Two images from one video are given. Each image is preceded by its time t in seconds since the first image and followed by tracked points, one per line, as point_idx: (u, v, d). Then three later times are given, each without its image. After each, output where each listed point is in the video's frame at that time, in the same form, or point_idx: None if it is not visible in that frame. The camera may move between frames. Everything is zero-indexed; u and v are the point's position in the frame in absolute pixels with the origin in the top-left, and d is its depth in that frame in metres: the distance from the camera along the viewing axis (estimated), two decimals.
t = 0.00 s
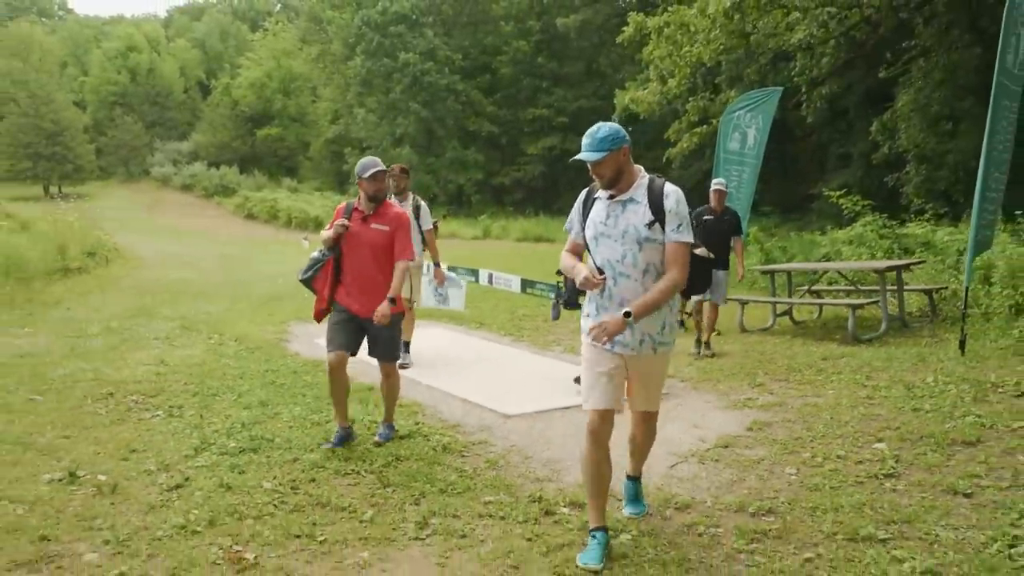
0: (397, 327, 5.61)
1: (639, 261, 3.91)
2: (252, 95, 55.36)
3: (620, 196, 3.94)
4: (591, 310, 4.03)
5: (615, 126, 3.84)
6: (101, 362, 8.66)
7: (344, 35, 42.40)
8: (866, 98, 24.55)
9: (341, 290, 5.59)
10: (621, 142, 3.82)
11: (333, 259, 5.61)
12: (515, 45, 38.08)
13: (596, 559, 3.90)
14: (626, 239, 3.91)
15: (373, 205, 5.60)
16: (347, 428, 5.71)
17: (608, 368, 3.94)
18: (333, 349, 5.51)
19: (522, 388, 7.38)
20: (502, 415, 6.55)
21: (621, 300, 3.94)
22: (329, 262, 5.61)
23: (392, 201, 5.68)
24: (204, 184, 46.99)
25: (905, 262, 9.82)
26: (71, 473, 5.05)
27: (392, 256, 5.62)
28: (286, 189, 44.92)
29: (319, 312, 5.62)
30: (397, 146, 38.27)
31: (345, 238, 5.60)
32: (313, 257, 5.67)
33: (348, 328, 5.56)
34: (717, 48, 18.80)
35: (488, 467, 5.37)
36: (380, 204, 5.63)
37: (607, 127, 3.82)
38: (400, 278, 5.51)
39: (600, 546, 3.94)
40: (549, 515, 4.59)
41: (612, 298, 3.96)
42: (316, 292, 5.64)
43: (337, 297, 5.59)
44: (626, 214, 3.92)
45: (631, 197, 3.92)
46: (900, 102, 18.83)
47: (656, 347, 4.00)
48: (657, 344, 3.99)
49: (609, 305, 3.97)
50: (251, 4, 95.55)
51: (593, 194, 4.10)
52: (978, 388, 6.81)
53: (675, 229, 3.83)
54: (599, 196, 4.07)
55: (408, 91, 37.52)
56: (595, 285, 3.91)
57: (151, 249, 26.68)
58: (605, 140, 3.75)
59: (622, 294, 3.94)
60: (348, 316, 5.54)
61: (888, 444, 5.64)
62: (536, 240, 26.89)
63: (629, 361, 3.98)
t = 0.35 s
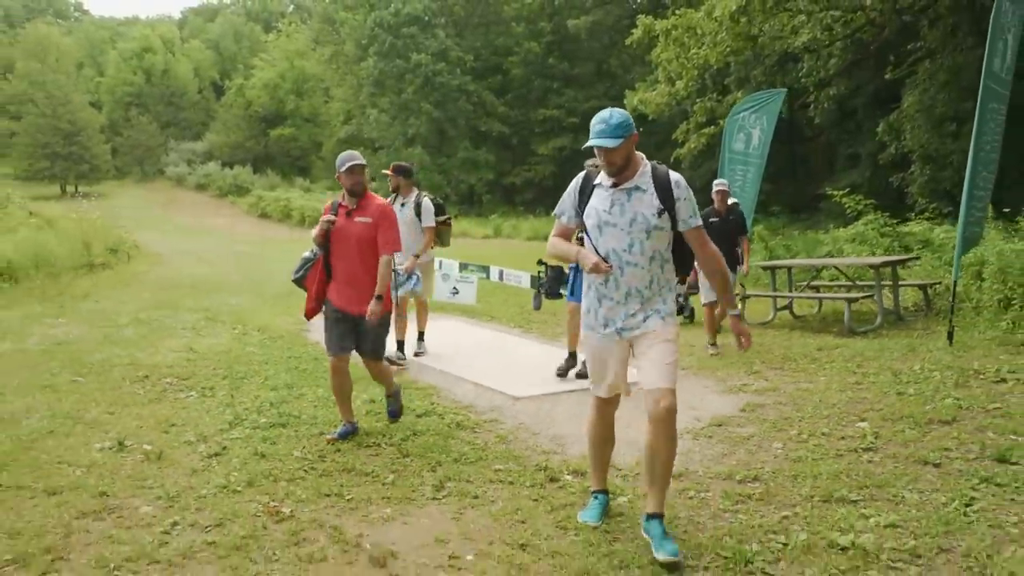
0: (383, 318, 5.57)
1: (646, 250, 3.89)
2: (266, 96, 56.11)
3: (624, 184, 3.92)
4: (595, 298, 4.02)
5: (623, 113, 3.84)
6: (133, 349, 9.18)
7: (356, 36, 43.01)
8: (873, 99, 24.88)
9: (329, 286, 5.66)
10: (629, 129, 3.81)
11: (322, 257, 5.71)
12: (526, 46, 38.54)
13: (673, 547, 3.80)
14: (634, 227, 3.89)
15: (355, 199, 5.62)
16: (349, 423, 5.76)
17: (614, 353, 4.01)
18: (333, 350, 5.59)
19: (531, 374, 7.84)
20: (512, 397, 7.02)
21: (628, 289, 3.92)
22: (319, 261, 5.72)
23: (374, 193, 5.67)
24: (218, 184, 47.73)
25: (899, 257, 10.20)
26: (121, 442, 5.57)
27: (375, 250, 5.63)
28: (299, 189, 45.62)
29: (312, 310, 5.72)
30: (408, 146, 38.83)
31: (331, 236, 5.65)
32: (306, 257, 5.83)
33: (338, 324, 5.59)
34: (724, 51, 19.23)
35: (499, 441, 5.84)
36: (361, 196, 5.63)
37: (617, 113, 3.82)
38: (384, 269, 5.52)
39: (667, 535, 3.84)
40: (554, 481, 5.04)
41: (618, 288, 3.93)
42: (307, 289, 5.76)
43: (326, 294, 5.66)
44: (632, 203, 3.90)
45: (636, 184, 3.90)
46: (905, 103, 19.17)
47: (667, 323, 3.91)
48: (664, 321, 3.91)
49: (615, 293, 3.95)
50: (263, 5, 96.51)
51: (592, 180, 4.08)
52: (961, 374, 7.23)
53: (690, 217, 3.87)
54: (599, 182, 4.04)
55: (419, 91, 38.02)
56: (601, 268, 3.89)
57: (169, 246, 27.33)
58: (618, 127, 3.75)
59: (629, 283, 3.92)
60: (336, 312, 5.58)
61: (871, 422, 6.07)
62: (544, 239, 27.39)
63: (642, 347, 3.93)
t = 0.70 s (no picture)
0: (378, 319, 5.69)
1: (663, 256, 3.93)
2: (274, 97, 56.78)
3: (644, 190, 3.95)
4: (612, 301, 4.06)
5: (648, 118, 3.88)
6: (156, 345, 9.70)
7: (364, 38, 43.55)
8: (873, 101, 25.28)
9: (328, 296, 5.78)
10: (651, 134, 3.87)
11: (318, 266, 5.76)
12: (532, 47, 38.99)
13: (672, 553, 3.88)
14: (652, 233, 3.92)
15: (347, 210, 5.76)
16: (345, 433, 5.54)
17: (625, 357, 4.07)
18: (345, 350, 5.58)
19: (533, 367, 8.35)
20: (515, 388, 7.54)
21: (643, 296, 3.95)
22: (314, 271, 5.76)
23: (366, 203, 5.81)
24: (226, 184, 48.39)
25: (885, 258, 10.67)
26: (157, 427, 6.12)
27: (373, 258, 5.76)
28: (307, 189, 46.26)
29: (312, 317, 5.79)
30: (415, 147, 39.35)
31: (327, 247, 5.74)
32: (298, 266, 5.79)
33: (337, 331, 5.75)
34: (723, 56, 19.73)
35: (502, 428, 6.35)
36: (353, 208, 5.77)
37: (639, 115, 3.87)
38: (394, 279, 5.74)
39: (668, 541, 3.91)
40: (551, 461, 5.55)
41: (634, 293, 3.97)
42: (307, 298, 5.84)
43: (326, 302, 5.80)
44: (651, 208, 3.93)
45: (656, 190, 3.94)
46: (902, 106, 19.60)
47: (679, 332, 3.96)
48: (677, 333, 3.95)
49: (631, 299, 3.99)
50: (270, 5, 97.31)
51: (612, 182, 4.14)
52: (935, 367, 7.72)
53: (707, 226, 3.93)
54: (619, 186, 4.06)
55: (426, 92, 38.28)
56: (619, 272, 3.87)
57: (179, 246, 27.87)
58: (638, 127, 3.79)
59: (644, 289, 3.95)
60: (335, 325, 5.74)
61: (846, 411, 6.58)
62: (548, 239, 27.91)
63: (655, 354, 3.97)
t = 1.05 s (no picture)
0: (346, 326, 5.88)
1: (631, 264, 3.89)
2: (274, 98, 57.29)
3: (616, 198, 3.91)
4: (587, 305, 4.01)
5: (620, 128, 3.83)
6: (165, 341, 10.18)
7: (363, 39, 44.01)
8: (864, 104, 25.77)
9: (305, 287, 5.98)
10: (619, 143, 3.82)
11: (298, 256, 6.00)
12: (530, 50, 39.37)
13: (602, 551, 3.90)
14: (619, 241, 3.89)
15: (333, 206, 5.95)
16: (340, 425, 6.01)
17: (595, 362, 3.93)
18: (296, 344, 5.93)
19: (522, 361, 8.86)
20: (506, 380, 8.07)
21: (611, 301, 3.91)
22: (295, 260, 6.00)
23: (354, 201, 6.00)
24: (226, 185, 48.89)
25: (860, 258, 11.20)
26: (174, 414, 6.64)
27: (352, 255, 5.94)
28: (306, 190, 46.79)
29: (285, 306, 6.01)
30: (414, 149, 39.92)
31: (308, 236, 5.97)
32: (283, 254, 6.06)
33: (312, 321, 5.94)
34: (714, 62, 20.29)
35: (493, 415, 6.88)
36: (340, 204, 5.97)
37: (608, 126, 3.83)
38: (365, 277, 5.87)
39: (636, 509, 4.39)
40: (536, 444, 6.07)
41: (603, 298, 3.92)
42: (283, 288, 6.04)
43: (302, 293, 5.98)
44: (621, 217, 3.89)
45: (627, 199, 3.89)
46: (890, 110, 20.10)
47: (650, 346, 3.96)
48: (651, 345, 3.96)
49: (602, 305, 3.94)
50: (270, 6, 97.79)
51: (592, 192, 4.08)
52: (900, 360, 8.26)
53: (667, 236, 3.77)
54: (598, 194, 4.03)
55: (425, 94, 39.18)
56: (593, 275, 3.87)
57: (180, 246, 28.37)
58: (602, 136, 3.77)
59: (613, 295, 3.91)
60: (309, 311, 5.93)
61: (811, 400, 7.10)
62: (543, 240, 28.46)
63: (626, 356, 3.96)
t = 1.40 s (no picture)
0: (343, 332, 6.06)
1: (599, 251, 3.96)
2: (274, 98, 57.72)
3: (580, 186, 4.00)
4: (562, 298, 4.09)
5: (575, 119, 3.91)
6: (175, 333, 10.63)
7: (363, 40, 44.47)
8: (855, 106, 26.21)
9: (284, 296, 5.93)
10: (577, 133, 3.89)
11: (276, 267, 5.98)
12: (528, 51, 39.53)
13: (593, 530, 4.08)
14: (585, 229, 3.97)
15: (305, 215, 5.89)
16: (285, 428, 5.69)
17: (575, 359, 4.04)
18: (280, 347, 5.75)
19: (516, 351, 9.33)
20: (501, 368, 8.54)
21: (583, 289, 3.98)
22: (272, 271, 5.99)
23: (325, 208, 5.95)
24: (227, 184, 49.37)
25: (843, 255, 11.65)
26: (191, 398, 7.11)
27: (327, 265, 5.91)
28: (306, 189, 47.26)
29: (267, 319, 6.00)
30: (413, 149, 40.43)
31: (285, 246, 5.92)
32: (260, 266, 6.04)
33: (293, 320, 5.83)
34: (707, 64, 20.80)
35: (489, 400, 7.35)
36: (311, 212, 5.91)
37: (566, 118, 3.91)
38: (335, 285, 5.78)
39: (621, 477, 4.50)
40: (528, 424, 6.56)
41: (574, 287, 4.00)
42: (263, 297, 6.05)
43: (280, 298, 5.93)
44: (585, 205, 3.97)
45: (589, 187, 3.97)
46: (879, 111, 20.57)
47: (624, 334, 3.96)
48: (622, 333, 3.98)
49: (574, 296, 4.01)
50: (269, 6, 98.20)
51: (558, 186, 4.18)
52: (874, 351, 8.74)
53: (636, 221, 3.83)
54: (565, 187, 4.12)
55: (425, 94, 39.84)
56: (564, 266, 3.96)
57: (182, 244, 28.86)
58: (556, 132, 3.86)
59: (584, 283, 3.98)
60: (288, 315, 5.85)
61: (787, 386, 7.58)
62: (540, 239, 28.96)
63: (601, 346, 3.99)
